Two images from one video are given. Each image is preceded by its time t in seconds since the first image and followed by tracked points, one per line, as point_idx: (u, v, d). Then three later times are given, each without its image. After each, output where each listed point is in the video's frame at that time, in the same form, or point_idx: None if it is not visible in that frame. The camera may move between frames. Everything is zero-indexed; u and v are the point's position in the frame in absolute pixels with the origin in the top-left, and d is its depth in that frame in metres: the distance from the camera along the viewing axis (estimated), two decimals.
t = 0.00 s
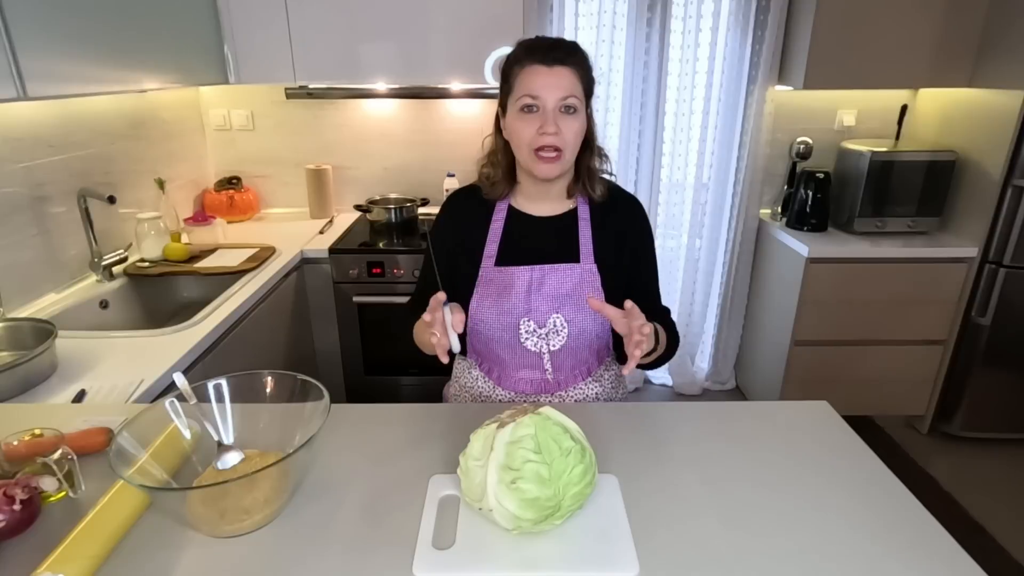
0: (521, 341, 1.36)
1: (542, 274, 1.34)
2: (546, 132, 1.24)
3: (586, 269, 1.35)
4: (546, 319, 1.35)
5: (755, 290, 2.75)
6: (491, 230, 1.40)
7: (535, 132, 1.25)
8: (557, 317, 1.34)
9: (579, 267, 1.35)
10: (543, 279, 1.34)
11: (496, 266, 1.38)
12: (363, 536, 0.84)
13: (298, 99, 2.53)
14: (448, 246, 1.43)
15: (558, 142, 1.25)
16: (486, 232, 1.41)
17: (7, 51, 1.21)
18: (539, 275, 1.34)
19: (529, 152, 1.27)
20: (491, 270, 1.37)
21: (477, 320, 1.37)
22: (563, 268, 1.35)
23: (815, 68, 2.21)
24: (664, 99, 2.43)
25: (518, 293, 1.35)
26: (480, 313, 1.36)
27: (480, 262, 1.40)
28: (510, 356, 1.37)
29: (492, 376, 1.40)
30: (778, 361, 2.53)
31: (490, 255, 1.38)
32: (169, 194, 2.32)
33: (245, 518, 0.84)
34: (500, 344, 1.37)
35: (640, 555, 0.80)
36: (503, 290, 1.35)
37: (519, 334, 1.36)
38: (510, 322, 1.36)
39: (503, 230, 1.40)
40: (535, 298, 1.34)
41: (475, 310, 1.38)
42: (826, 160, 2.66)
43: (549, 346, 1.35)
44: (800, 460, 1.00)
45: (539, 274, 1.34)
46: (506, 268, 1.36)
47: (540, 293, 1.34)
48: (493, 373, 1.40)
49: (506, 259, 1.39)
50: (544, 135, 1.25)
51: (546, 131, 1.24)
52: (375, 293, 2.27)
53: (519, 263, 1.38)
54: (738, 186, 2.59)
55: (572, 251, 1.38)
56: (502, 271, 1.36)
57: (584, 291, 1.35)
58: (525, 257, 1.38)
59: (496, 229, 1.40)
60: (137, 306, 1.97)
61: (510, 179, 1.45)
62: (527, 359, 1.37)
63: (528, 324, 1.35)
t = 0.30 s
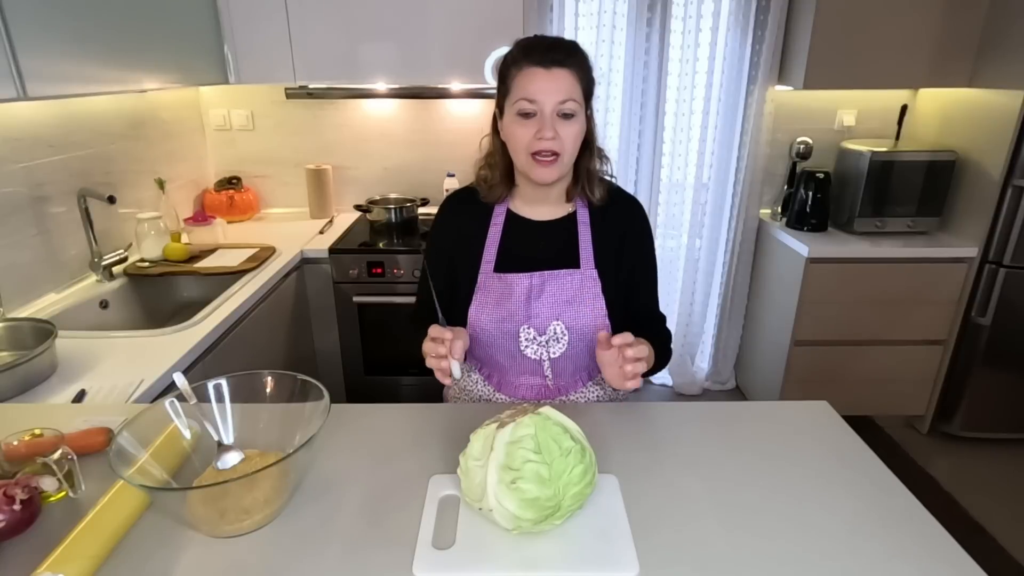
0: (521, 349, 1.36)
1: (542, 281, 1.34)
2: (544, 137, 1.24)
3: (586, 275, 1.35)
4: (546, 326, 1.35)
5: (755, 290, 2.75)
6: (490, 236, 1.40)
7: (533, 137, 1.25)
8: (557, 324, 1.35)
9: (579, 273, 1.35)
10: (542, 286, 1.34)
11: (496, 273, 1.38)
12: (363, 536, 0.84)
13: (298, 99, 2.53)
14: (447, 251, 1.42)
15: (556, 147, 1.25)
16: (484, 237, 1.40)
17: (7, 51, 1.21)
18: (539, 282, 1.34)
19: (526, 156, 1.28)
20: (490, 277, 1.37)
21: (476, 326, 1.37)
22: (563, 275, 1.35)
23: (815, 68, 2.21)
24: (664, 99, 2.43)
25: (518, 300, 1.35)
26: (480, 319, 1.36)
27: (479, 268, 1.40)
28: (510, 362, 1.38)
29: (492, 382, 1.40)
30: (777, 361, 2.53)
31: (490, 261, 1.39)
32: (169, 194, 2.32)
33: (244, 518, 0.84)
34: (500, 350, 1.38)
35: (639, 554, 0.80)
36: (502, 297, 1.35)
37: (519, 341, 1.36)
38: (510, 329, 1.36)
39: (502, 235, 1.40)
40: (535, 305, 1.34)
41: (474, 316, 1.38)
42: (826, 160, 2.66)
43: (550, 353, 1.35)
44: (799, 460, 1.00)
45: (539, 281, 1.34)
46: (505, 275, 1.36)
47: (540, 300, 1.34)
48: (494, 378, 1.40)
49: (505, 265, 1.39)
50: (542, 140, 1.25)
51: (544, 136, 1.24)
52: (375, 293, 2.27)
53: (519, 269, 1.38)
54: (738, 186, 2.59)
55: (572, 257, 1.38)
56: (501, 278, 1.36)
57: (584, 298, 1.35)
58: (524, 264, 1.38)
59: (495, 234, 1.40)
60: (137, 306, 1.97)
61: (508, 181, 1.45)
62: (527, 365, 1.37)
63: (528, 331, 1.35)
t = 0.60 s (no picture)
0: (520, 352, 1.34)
1: (540, 283, 1.35)
2: (541, 138, 1.24)
3: (585, 276, 1.36)
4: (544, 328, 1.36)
5: (755, 290, 2.75)
6: (487, 239, 1.40)
7: (530, 137, 1.25)
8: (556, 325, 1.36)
9: (576, 273, 1.36)
10: (541, 288, 1.35)
11: (493, 275, 1.39)
12: (363, 536, 0.84)
13: (298, 99, 2.53)
14: (443, 255, 1.41)
15: (552, 148, 1.25)
16: (481, 240, 1.40)
17: (8, 51, 1.21)
18: (537, 284, 1.35)
19: (523, 156, 1.28)
20: (488, 280, 1.38)
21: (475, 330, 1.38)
22: (561, 277, 1.35)
23: (815, 68, 2.21)
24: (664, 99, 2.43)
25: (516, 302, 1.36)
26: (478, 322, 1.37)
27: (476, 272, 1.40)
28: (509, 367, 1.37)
29: (492, 385, 1.40)
30: (777, 361, 2.53)
31: (487, 264, 1.39)
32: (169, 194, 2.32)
33: (244, 518, 0.84)
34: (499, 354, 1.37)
35: (639, 554, 0.80)
36: (501, 300, 1.37)
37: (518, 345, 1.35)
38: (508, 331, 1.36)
39: (499, 238, 1.40)
40: (532, 306, 1.36)
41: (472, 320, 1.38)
42: (825, 160, 2.66)
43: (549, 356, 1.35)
44: (799, 460, 1.00)
45: (537, 283, 1.35)
46: (502, 278, 1.37)
47: (538, 301, 1.36)
48: (493, 381, 1.41)
49: (503, 267, 1.39)
50: (539, 141, 1.25)
51: (542, 137, 1.24)
52: (375, 294, 2.27)
53: (517, 271, 1.39)
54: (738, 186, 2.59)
55: (570, 259, 1.39)
56: (499, 281, 1.36)
57: (582, 298, 1.36)
58: (523, 266, 1.39)
59: (492, 237, 1.39)
60: (137, 306, 1.97)
61: (503, 180, 1.43)
62: (526, 369, 1.36)
63: (526, 334, 1.35)
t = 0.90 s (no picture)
0: (520, 347, 1.36)
1: (540, 279, 1.34)
2: (540, 140, 1.24)
3: (584, 273, 1.36)
4: (546, 324, 1.35)
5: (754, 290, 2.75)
6: (486, 236, 1.39)
7: (529, 140, 1.26)
8: (556, 322, 1.35)
9: (577, 270, 1.36)
10: (541, 284, 1.34)
11: (493, 272, 1.38)
12: (364, 536, 0.84)
13: (298, 99, 2.53)
14: (443, 252, 1.41)
15: (551, 150, 1.25)
16: (481, 237, 1.40)
17: (7, 51, 1.21)
18: (538, 281, 1.34)
19: (522, 158, 1.28)
20: (488, 276, 1.37)
21: (475, 327, 1.37)
22: (561, 273, 1.35)
23: (815, 68, 2.21)
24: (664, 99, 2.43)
25: (516, 299, 1.35)
26: (478, 319, 1.37)
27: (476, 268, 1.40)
28: (509, 362, 1.38)
29: (492, 381, 1.41)
30: (777, 361, 2.53)
31: (487, 260, 1.39)
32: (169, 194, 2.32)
33: (244, 518, 0.84)
34: (499, 350, 1.37)
35: (639, 555, 0.80)
36: (501, 296, 1.35)
37: (518, 341, 1.36)
38: (508, 328, 1.36)
39: (499, 236, 1.40)
40: (533, 303, 1.34)
41: (472, 316, 1.37)
42: (825, 160, 2.66)
43: (549, 351, 1.35)
44: (799, 459, 1.00)
45: (537, 279, 1.34)
46: (503, 275, 1.36)
47: (538, 298, 1.34)
48: (493, 378, 1.42)
49: (503, 265, 1.39)
50: (538, 143, 1.25)
51: (540, 139, 1.24)
52: (375, 294, 2.27)
53: (517, 269, 1.38)
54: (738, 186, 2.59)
55: (569, 256, 1.38)
56: (499, 277, 1.36)
57: (583, 294, 1.35)
58: (522, 263, 1.39)
59: (491, 234, 1.39)
60: (137, 306, 1.97)
61: (503, 180, 1.44)
62: (525, 364, 1.37)
63: (527, 330, 1.35)
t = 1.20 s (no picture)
0: (517, 346, 1.36)
1: (537, 278, 1.35)
2: (538, 143, 1.24)
3: (582, 272, 1.36)
4: (543, 323, 1.35)
5: (754, 290, 2.75)
6: (484, 235, 1.40)
7: (527, 143, 1.25)
8: (554, 321, 1.34)
9: (574, 269, 1.36)
10: (538, 283, 1.35)
11: (491, 271, 1.38)
12: (364, 536, 0.84)
13: (298, 99, 2.53)
14: (442, 251, 1.40)
15: (549, 153, 1.25)
16: (479, 236, 1.40)
17: (7, 51, 1.21)
18: (535, 280, 1.34)
19: (521, 162, 1.28)
20: (486, 275, 1.37)
21: (472, 325, 1.37)
22: (558, 272, 1.35)
23: (815, 68, 2.21)
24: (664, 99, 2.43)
25: (513, 297, 1.35)
26: (475, 318, 1.37)
27: (473, 267, 1.40)
28: (506, 362, 1.38)
29: (489, 380, 1.41)
30: (777, 361, 2.53)
31: (484, 259, 1.39)
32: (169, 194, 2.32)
33: (244, 518, 0.84)
34: (497, 349, 1.37)
35: (639, 555, 0.80)
36: (499, 295, 1.36)
37: (515, 339, 1.35)
38: (505, 327, 1.36)
39: (497, 235, 1.40)
40: (530, 302, 1.35)
41: (469, 315, 1.37)
42: (825, 160, 2.66)
43: (546, 350, 1.35)
44: (798, 460, 1.00)
45: (534, 278, 1.35)
46: (500, 274, 1.36)
47: (536, 297, 1.35)
48: (490, 377, 1.42)
49: (500, 264, 1.39)
50: (536, 147, 1.25)
51: (538, 143, 1.24)
52: (375, 294, 2.27)
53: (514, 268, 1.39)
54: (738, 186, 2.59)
55: (566, 255, 1.38)
56: (496, 276, 1.36)
57: (580, 294, 1.35)
58: (520, 263, 1.39)
59: (490, 233, 1.40)
60: (137, 306, 1.97)
61: (503, 180, 1.44)
62: (522, 363, 1.37)
63: (524, 329, 1.35)
